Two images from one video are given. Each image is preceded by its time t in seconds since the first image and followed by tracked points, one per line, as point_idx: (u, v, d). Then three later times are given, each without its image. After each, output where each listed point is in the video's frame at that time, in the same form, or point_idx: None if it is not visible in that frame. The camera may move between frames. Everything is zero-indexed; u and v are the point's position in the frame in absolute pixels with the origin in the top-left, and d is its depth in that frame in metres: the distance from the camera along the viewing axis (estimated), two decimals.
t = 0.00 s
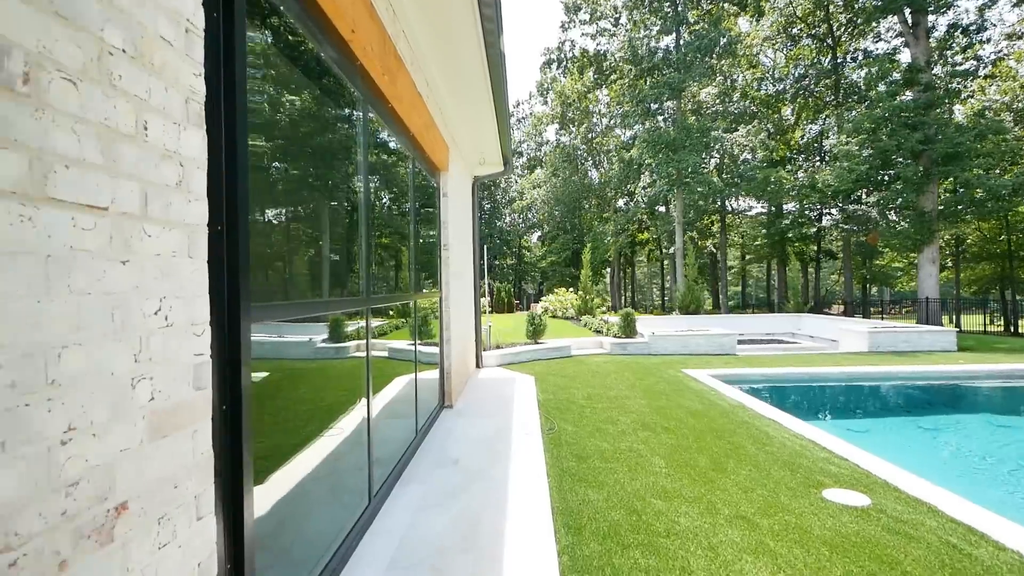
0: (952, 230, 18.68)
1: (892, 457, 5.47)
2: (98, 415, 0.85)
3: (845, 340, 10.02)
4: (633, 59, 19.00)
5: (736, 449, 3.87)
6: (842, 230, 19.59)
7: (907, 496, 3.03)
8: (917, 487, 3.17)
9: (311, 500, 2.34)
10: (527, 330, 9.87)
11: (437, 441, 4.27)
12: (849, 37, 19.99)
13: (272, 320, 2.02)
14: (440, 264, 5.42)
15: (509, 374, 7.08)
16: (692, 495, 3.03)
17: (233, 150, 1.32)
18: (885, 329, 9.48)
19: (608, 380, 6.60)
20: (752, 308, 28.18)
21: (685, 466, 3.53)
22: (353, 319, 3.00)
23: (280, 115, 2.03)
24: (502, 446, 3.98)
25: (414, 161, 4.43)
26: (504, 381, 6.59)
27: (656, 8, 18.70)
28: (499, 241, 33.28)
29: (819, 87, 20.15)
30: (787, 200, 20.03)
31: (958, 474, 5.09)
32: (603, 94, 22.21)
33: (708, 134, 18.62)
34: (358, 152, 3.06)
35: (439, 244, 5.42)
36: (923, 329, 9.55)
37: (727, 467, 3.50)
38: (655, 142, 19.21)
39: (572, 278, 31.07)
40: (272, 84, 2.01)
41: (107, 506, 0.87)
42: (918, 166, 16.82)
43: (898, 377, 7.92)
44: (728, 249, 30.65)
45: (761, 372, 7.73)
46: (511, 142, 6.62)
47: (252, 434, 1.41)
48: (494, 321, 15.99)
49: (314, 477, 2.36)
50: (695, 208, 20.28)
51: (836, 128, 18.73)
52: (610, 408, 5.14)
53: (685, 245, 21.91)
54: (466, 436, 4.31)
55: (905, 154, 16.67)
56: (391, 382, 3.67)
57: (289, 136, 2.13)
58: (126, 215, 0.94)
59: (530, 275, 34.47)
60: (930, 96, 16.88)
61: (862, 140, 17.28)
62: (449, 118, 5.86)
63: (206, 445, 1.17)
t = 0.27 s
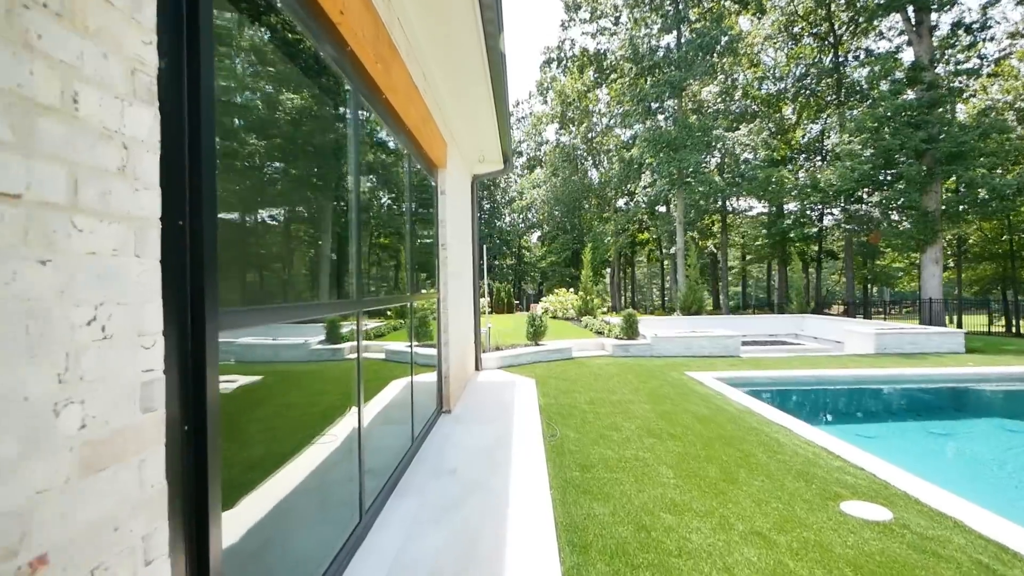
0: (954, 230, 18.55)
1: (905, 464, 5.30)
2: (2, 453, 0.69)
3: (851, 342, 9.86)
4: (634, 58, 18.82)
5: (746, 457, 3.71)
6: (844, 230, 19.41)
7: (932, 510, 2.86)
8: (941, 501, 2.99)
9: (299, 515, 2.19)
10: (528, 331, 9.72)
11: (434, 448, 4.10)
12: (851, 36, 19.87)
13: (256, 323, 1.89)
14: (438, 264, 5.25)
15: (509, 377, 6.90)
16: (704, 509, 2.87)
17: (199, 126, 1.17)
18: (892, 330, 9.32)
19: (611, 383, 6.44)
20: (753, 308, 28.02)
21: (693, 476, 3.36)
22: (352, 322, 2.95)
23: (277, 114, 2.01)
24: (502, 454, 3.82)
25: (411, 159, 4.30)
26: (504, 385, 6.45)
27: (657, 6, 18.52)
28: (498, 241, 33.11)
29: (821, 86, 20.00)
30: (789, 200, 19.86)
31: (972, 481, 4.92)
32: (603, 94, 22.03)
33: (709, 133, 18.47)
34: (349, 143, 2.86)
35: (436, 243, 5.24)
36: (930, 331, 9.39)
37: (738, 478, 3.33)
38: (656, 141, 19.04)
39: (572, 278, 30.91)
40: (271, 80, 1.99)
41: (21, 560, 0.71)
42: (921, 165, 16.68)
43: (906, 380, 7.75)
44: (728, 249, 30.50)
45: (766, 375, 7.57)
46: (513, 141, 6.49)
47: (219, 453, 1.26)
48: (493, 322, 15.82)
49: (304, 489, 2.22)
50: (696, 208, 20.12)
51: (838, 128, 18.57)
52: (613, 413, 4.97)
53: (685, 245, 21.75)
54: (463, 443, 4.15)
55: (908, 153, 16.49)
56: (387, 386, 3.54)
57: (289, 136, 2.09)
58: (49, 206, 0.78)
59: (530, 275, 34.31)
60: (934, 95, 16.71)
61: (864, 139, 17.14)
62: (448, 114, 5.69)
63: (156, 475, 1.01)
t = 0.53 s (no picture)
0: (957, 229, 18.39)
1: (918, 471, 5.13)
2: None
3: (856, 343, 9.71)
4: (635, 56, 18.63)
5: (756, 466, 3.56)
6: (846, 229, 19.24)
7: (959, 526, 2.69)
8: (968, 516, 2.82)
9: (283, 530, 2.09)
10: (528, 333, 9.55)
11: (431, 456, 3.94)
12: (852, 35, 19.69)
13: (243, 325, 1.83)
14: (435, 265, 5.10)
15: (509, 380, 6.74)
16: (716, 524, 2.70)
17: (148, 120, 1.04)
18: (898, 331, 9.17)
19: (613, 385, 6.29)
20: (754, 309, 27.86)
21: (702, 487, 3.19)
22: (353, 322, 2.99)
23: (277, 112, 2.07)
24: (501, 463, 3.66)
25: (409, 157, 4.17)
26: (503, 387, 6.32)
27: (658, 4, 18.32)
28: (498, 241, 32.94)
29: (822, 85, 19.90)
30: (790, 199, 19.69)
31: (988, 489, 4.74)
32: (603, 93, 21.86)
33: (711, 132, 18.26)
34: (337, 137, 2.70)
35: (433, 243, 5.10)
36: (937, 332, 9.23)
37: (750, 489, 3.17)
38: (657, 140, 18.86)
39: (572, 278, 30.74)
40: (271, 79, 2.04)
41: None
42: (924, 164, 16.49)
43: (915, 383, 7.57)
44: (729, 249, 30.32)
45: (772, 378, 7.40)
46: (513, 139, 6.38)
47: (172, 478, 1.12)
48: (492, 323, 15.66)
49: (290, 503, 2.12)
50: (697, 207, 19.92)
51: (841, 127, 18.37)
52: (617, 418, 4.80)
53: (686, 245, 21.58)
54: (461, 451, 3.99)
55: (912, 151, 16.30)
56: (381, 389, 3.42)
57: (289, 135, 2.16)
58: None
59: (529, 276, 34.12)
60: (938, 93, 16.49)
61: (868, 138, 16.94)
62: (446, 113, 5.54)
63: (81, 522, 0.87)
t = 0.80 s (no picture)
0: (960, 229, 18.21)
1: (931, 478, 4.94)
2: None
3: (862, 345, 9.53)
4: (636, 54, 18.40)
5: (766, 476, 3.38)
6: (848, 229, 19.04)
7: (988, 542, 2.52)
8: (998, 532, 2.63)
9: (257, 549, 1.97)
10: (527, 334, 9.39)
11: (425, 464, 3.74)
12: (854, 34, 19.49)
13: (231, 327, 1.83)
14: (429, 265, 4.92)
15: (508, 382, 6.57)
16: (728, 541, 2.52)
17: (66, 93, 0.91)
18: (905, 333, 9.00)
19: (615, 389, 6.12)
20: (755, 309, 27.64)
21: (711, 499, 3.01)
22: (350, 322, 3.08)
23: (277, 111, 2.14)
24: (495, 474, 3.48)
25: (404, 152, 4.01)
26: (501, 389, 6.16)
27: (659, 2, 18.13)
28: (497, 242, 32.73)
29: (824, 84, 19.72)
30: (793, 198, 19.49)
31: (1006, 497, 4.54)
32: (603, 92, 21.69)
33: (712, 131, 18.06)
34: (318, 125, 2.52)
35: (428, 241, 4.89)
36: (945, 333, 9.05)
37: (761, 501, 2.99)
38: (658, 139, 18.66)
39: (571, 278, 30.53)
40: (271, 78, 2.11)
41: None
42: (928, 163, 16.30)
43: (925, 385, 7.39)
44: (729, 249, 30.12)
45: (777, 380, 7.22)
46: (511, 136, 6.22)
47: (98, 503, 1.00)
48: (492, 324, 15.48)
49: (272, 515, 2.07)
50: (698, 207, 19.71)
51: (843, 126, 18.17)
52: (620, 423, 4.62)
53: (687, 245, 21.36)
54: (455, 460, 3.80)
55: (916, 150, 16.08)
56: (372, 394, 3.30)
57: (290, 134, 2.23)
58: None
59: (529, 276, 33.91)
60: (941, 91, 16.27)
61: (871, 137, 16.73)
62: (442, 108, 5.36)
63: None
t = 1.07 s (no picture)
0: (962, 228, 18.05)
1: (942, 484, 4.78)
2: None
3: (867, 346, 9.37)
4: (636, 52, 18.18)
5: (777, 486, 3.21)
6: (851, 229, 18.84)
7: (1017, 561, 2.36)
8: None
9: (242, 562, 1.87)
10: (527, 334, 9.22)
11: (417, 474, 3.58)
12: (855, 32, 19.31)
13: (234, 328, 1.79)
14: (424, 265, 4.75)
15: (506, 385, 6.42)
16: (740, 559, 2.36)
17: None
18: (911, 334, 8.83)
19: (616, 391, 5.96)
20: (756, 310, 27.45)
21: (720, 512, 2.84)
22: (345, 323, 2.94)
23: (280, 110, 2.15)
24: (492, 485, 3.31)
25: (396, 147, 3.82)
26: (500, 392, 6.01)
27: None
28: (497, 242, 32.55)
29: (826, 83, 19.54)
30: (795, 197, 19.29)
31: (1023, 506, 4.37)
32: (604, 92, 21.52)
33: (714, 129, 17.87)
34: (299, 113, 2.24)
35: (422, 239, 4.72)
36: (952, 334, 8.89)
37: (774, 514, 2.82)
38: (658, 137, 18.48)
39: (571, 278, 30.34)
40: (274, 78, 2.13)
41: None
42: (930, 161, 16.08)
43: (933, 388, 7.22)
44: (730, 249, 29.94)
45: (782, 382, 7.06)
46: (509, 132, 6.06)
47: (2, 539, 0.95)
48: (491, 325, 15.32)
49: (254, 530, 1.94)
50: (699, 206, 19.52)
51: (846, 124, 17.96)
52: (622, 429, 4.46)
53: (688, 245, 21.17)
54: (449, 469, 3.61)
55: (919, 149, 15.86)
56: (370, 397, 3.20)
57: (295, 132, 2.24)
58: None
59: (529, 276, 33.73)
60: (945, 89, 16.04)
61: (873, 135, 16.54)
62: (439, 101, 5.14)
63: None
